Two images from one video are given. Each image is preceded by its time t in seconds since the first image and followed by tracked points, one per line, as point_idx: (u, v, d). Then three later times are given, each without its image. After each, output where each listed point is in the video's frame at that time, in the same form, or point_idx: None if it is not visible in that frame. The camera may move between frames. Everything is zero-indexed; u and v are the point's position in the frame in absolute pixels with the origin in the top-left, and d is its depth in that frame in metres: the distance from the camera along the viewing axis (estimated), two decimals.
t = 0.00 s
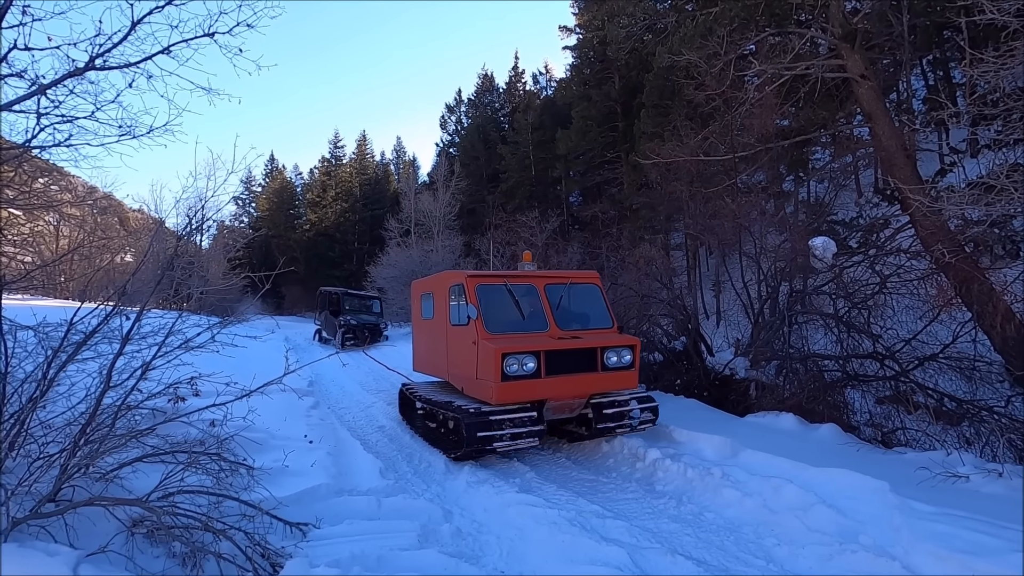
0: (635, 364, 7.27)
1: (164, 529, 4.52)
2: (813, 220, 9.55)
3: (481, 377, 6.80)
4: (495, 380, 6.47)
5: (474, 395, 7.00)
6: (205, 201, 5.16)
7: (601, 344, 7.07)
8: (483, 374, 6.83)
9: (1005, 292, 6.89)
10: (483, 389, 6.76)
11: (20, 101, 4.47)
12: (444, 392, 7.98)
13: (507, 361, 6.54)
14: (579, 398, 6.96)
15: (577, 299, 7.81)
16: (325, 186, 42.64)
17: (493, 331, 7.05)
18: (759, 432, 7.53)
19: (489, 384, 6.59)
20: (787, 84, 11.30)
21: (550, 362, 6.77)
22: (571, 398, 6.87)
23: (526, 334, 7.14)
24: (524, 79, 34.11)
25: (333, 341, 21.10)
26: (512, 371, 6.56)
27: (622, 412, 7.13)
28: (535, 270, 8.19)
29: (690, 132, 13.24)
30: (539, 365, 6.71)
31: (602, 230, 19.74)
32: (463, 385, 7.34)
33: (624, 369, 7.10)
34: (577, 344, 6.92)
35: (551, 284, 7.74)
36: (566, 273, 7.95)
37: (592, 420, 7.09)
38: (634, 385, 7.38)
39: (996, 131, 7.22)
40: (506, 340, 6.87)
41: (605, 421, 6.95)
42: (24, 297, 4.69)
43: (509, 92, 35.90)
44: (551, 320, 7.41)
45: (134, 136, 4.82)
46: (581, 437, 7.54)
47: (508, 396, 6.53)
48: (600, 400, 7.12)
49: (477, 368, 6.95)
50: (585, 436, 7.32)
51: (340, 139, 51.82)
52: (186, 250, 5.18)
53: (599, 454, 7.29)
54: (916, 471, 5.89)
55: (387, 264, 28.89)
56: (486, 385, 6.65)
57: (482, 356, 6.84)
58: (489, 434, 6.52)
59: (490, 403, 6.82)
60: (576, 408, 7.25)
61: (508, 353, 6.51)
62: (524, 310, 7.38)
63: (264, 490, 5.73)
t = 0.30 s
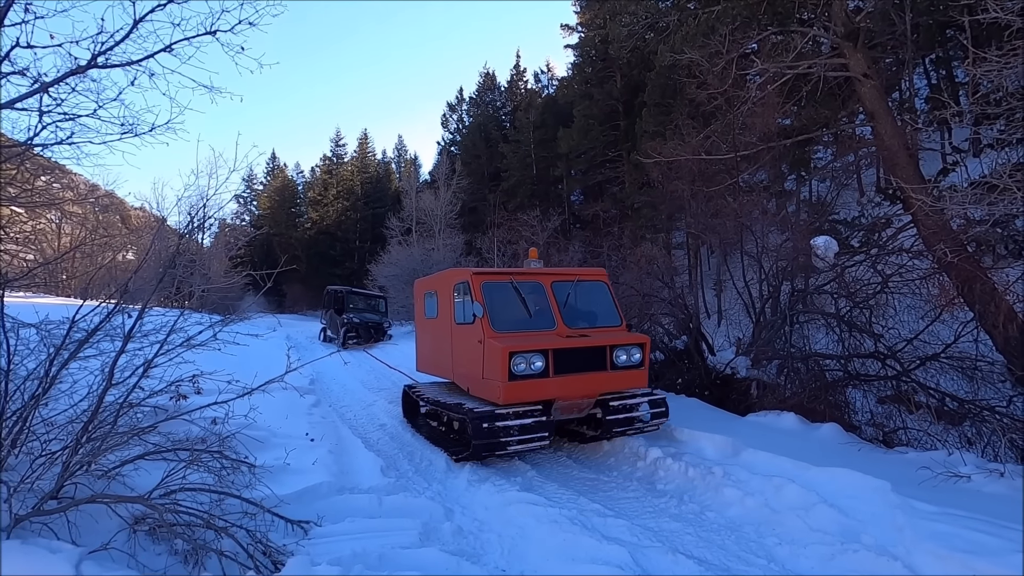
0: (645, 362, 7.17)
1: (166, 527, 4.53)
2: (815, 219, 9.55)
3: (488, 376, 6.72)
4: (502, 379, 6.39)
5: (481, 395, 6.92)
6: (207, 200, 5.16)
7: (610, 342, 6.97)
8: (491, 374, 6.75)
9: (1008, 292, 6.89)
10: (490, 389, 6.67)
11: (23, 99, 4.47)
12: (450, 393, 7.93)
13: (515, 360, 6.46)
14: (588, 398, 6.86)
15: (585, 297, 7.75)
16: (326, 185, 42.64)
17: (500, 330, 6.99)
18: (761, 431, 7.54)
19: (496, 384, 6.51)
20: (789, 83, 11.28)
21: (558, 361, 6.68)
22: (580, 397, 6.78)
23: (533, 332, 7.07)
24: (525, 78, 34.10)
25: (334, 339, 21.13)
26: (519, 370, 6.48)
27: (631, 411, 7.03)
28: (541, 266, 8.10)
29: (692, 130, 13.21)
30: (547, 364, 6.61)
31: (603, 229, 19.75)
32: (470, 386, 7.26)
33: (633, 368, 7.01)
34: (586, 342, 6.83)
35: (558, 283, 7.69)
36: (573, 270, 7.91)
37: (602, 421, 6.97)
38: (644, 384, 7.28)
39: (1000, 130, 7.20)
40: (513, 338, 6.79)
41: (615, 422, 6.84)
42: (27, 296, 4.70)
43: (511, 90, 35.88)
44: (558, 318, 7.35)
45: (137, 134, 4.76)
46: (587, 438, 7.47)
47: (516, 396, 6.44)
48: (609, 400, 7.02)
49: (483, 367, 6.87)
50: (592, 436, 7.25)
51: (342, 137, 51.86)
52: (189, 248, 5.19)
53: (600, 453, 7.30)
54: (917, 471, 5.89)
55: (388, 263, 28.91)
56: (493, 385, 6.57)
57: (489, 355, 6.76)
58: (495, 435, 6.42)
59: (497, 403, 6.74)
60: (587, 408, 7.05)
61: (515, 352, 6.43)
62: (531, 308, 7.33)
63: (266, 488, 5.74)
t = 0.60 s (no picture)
0: (654, 366, 7.09)
1: (164, 528, 4.53)
2: (815, 222, 9.57)
3: (494, 381, 6.59)
4: (509, 384, 6.28)
5: (485, 400, 6.79)
6: (206, 200, 5.16)
7: (618, 345, 6.88)
8: (496, 378, 6.62)
9: (1006, 296, 6.91)
10: (495, 394, 6.56)
11: (22, 99, 4.47)
12: (452, 398, 7.88)
13: (521, 365, 6.34)
14: (596, 402, 6.75)
15: (591, 299, 7.67)
16: (325, 186, 42.63)
17: (505, 333, 6.87)
18: (759, 433, 7.55)
19: (502, 389, 6.40)
20: (788, 86, 11.28)
21: (566, 365, 6.57)
22: (588, 402, 6.66)
23: (539, 335, 6.96)
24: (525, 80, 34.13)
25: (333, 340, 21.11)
26: (526, 375, 6.36)
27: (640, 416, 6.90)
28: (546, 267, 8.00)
29: (691, 133, 13.24)
30: (554, 368, 6.51)
31: (602, 231, 19.76)
32: (475, 390, 7.13)
33: (642, 372, 6.92)
34: (593, 345, 6.73)
35: (564, 284, 7.59)
36: (580, 271, 7.81)
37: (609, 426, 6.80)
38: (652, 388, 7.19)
39: (998, 134, 7.21)
40: (519, 342, 6.68)
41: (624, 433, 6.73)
42: (24, 296, 4.71)
43: (511, 93, 35.93)
44: (564, 321, 7.24)
45: (137, 135, 4.77)
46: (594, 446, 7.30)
47: (523, 401, 6.32)
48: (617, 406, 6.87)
49: (488, 372, 6.75)
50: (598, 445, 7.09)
51: (341, 139, 51.90)
52: (186, 249, 5.20)
53: (599, 456, 7.30)
54: (915, 473, 5.89)
55: (387, 264, 28.91)
56: (499, 390, 6.43)
57: (494, 359, 6.65)
58: (504, 442, 6.33)
59: (502, 409, 6.62)
60: (593, 412, 6.88)
61: (522, 356, 6.32)
62: (536, 310, 7.22)
63: (264, 489, 5.73)
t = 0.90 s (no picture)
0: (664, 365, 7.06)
1: (165, 526, 4.53)
2: (816, 221, 9.54)
3: (502, 381, 6.50)
4: (518, 385, 6.19)
5: (493, 400, 6.71)
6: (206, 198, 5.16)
7: (629, 344, 6.82)
8: (504, 378, 6.54)
9: (1007, 294, 6.90)
10: (504, 394, 6.47)
11: (22, 96, 4.46)
12: (455, 397, 7.85)
13: (531, 365, 6.25)
14: (605, 403, 6.69)
15: (600, 297, 7.63)
16: (326, 183, 42.61)
17: (513, 332, 6.80)
18: (759, 431, 7.55)
19: (511, 389, 6.31)
20: (789, 85, 11.26)
21: (576, 365, 6.49)
22: (598, 402, 6.59)
23: (548, 335, 6.90)
24: (525, 78, 34.10)
25: (333, 338, 21.11)
26: (536, 375, 6.28)
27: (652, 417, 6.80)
28: (554, 264, 7.92)
29: (692, 130, 13.22)
30: (564, 368, 6.42)
31: (603, 230, 19.75)
32: (482, 390, 7.06)
33: (653, 371, 6.88)
34: (604, 344, 6.65)
35: (572, 281, 7.53)
36: (588, 268, 7.77)
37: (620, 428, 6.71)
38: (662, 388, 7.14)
39: (1000, 132, 7.19)
40: (528, 341, 6.59)
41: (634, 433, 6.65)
42: (25, 293, 4.69)
43: (511, 90, 35.90)
44: (573, 319, 7.18)
45: (136, 132, 4.81)
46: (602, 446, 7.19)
47: (532, 402, 6.24)
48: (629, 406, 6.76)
49: (496, 371, 6.67)
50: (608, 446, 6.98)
51: (341, 136, 52.00)
52: (187, 246, 5.20)
53: (599, 454, 7.31)
54: (916, 472, 5.90)
55: (388, 262, 28.91)
56: (508, 390, 6.35)
57: (502, 358, 6.56)
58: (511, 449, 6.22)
59: (510, 409, 6.54)
60: (604, 413, 6.84)
61: (531, 356, 6.22)
62: (544, 309, 7.17)
63: (265, 487, 5.73)
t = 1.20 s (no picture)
0: (677, 361, 6.73)
1: (163, 520, 4.54)
2: (814, 215, 9.50)
3: (509, 378, 6.25)
4: (526, 382, 5.94)
5: (501, 397, 6.47)
6: (204, 192, 5.14)
7: (640, 339, 6.53)
8: (511, 374, 6.30)
9: (1004, 288, 6.92)
10: (511, 392, 6.23)
11: (16, 89, 4.45)
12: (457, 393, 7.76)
13: (539, 360, 6.00)
14: (617, 400, 6.41)
15: (610, 290, 7.38)
16: (324, 178, 42.51)
17: (520, 327, 6.56)
18: (757, 425, 7.56)
19: (518, 386, 6.06)
20: (788, 79, 11.11)
21: (586, 361, 6.21)
22: (609, 399, 6.32)
23: (557, 330, 6.66)
24: (523, 72, 33.99)
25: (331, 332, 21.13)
26: (544, 371, 6.03)
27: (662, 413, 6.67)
28: (561, 258, 7.70)
29: (691, 124, 13.20)
30: (573, 364, 6.15)
31: (601, 224, 19.75)
32: (489, 387, 6.82)
33: (666, 367, 6.56)
34: (615, 339, 6.37)
35: (581, 275, 7.30)
36: (597, 262, 7.52)
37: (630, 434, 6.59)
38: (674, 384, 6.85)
39: (998, 126, 7.19)
40: (536, 336, 6.33)
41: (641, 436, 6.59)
42: (22, 288, 4.65)
43: (509, 84, 35.82)
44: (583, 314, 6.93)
45: (130, 126, 4.90)
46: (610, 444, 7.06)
47: (540, 399, 5.99)
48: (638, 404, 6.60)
49: (504, 368, 6.42)
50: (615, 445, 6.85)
51: (339, 130, 51.87)
52: (185, 240, 5.17)
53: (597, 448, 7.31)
54: (913, 465, 5.92)
55: (386, 256, 28.92)
56: (515, 387, 6.10)
57: (509, 354, 6.32)
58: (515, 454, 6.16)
59: (517, 407, 6.30)
60: (614, 411, 6.57)
61: (539, 351, 5.97)
62: (552, 303, 6.92)
63: (263, 481, 5.74)
